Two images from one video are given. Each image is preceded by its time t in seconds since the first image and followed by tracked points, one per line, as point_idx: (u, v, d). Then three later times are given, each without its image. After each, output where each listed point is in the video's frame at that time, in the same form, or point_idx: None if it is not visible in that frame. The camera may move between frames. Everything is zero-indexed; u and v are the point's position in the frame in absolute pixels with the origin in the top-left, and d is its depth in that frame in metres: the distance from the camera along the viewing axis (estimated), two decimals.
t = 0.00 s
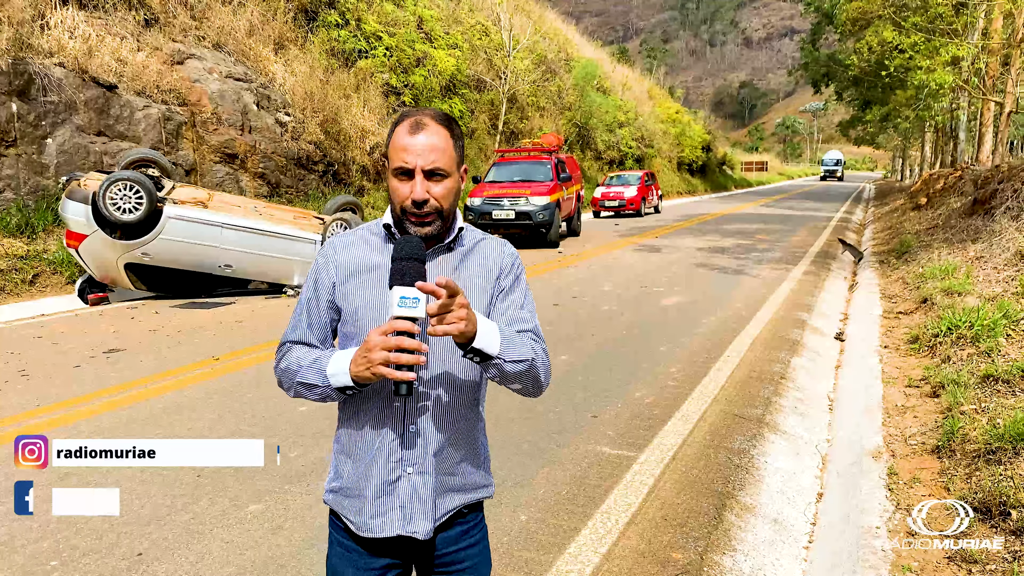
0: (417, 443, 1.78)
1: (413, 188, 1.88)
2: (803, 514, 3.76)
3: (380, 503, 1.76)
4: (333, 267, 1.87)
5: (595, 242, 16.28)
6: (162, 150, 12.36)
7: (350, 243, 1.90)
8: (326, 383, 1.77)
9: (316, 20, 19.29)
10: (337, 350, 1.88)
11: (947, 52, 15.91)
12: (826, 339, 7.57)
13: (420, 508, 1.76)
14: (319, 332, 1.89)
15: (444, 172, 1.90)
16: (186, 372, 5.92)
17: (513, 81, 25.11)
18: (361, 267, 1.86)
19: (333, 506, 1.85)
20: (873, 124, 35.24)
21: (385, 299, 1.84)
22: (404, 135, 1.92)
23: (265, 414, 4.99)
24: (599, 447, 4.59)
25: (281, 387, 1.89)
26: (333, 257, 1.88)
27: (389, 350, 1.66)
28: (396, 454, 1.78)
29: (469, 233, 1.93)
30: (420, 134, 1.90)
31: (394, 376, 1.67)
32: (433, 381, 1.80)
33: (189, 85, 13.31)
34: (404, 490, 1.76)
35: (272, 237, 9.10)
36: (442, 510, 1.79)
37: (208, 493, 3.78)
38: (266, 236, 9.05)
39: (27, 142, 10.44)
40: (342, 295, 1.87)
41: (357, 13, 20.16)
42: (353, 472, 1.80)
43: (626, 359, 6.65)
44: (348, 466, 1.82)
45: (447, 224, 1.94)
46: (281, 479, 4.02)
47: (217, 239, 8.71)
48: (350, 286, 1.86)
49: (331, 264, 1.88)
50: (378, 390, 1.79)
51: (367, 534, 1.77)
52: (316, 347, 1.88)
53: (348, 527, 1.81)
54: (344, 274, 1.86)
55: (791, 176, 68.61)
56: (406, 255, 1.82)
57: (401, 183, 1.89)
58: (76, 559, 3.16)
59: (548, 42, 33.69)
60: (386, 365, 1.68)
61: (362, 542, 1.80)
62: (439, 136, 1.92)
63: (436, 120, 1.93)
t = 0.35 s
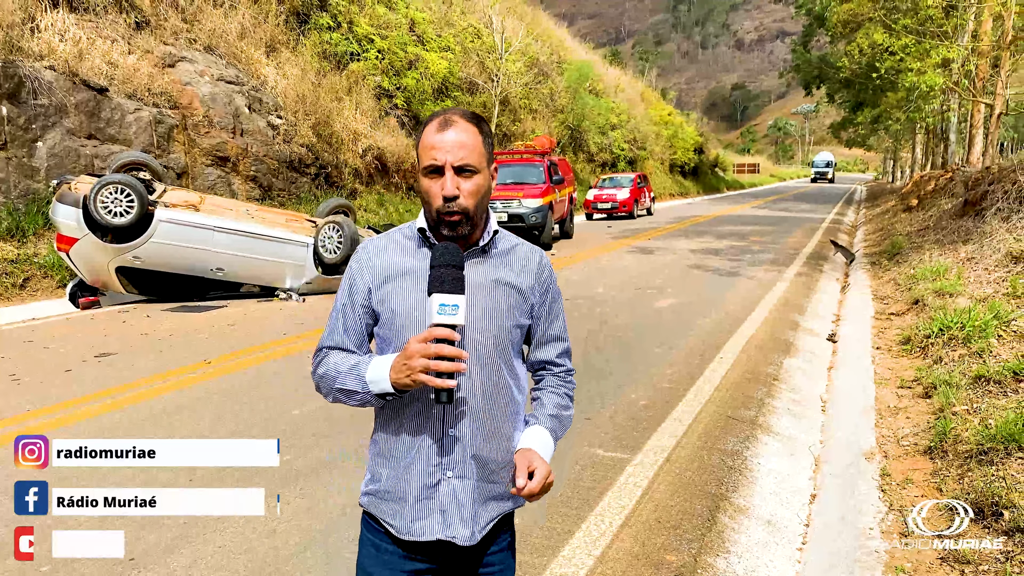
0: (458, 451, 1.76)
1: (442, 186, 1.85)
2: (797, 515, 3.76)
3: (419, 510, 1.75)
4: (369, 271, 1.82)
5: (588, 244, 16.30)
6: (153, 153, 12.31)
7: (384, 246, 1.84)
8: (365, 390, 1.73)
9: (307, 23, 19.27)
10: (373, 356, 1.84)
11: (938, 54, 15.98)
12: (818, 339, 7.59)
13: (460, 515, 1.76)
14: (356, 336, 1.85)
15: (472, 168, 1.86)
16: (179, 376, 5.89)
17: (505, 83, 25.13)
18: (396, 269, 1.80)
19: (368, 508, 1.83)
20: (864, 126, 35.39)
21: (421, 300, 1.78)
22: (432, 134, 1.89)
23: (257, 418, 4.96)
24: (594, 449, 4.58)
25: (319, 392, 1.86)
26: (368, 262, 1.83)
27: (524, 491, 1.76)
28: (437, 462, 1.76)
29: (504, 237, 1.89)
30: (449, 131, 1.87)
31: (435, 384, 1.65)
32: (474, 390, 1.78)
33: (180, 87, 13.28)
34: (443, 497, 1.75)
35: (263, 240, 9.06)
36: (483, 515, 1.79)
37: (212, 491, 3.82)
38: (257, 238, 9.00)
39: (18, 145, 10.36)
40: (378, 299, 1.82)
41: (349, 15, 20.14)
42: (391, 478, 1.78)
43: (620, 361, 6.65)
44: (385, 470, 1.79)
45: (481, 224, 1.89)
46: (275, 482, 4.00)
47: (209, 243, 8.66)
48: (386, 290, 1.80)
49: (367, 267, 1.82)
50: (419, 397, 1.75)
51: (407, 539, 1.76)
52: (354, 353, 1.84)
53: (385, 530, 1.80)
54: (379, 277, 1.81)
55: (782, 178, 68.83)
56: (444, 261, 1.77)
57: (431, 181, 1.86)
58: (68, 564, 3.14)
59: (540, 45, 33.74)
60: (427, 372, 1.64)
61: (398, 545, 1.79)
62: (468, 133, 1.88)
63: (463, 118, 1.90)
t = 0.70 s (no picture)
0: (502, 453, 1.77)
1: (476, 195, 1.84)
2: (794, 516, 3.76)
3: (467, 516, 1.74)
4: (399, 277, 1.79)
5: (584, 245, 16.31)
6: (148, 155, 12.28)
7: (413, 251, 1.82)
8: (401, 397, 1.69)
9: (303, 24, 19.24)
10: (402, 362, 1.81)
11: (932, 55, 16.02)
12: (814, 340, 7.59)
13: (508, 517, 1.77)
14: (381, 342, 1.82)
15: (507, 179, 1.86)
16: (174, 378, 5.87)
17: (501, 85, 25.13)
18: (429, 276, 1.78)
19: (405, 521, 1.79)
20: (859, 126, 35.46)
21: (456, 307, 1.77)
22: (467, 142, 1.87)
23: (253, 420, 4.94)
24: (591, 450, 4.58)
25: (343, 401, 1.82)
26: (399, 267, 1.79)
27: (582, 478, 1.83)
28: (481, 466, 1.76)
29: (528, 243, 1.94)
30: (485, 140, 1.86)
31: (479, 388, 1.62)
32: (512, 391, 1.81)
33: (175, 89, 13.26)
34: (489, 500, 1.76)
35: (259, 241, 9.03)
36: (528, 514, 1.81)
37: (207, 489, 3.84)
38: (253, 240, 8.97)
39: (12, 147, 10.34)
40: (408, 306, 1.79)
41: (345, 17, 20.13)
42: (431, 486, 1.76)
43: (617, 363, 6.64)
44: (422, 479, 1.77)
45: (507, 231, 1.91)
46: (271, 484, 3.99)
47: (204, 244, 8.63)
48: (417, 296, 1.78)
49: (396, 273, 1.79)
50: (461, 402, 1.74)
51: (455, 544, 1.74)
52: (380, 360, 1.81)
53: (427, 541, 1.76)
54: (411, 283, 1.78)
55: (778, 179, 69.02)
56: (484, 265, 1.75)
57: (464, 189, 1.84)
58: (62, 568, 3.14)
59: (536, 46, 33.76)
60: (471, 376, 1.61)
61: (443, 555, 1.76)
62: (502, 144, 1.88)
63: (497, 127, 1.90)
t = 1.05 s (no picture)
0: (507, 450, 1.76)
1: (483, 193, 1.83)
2: (792, 516, 3.77)
3: (470, 513, 1.74)
4: (406, 272, 1.80)
5: (583, 245, 16.28)
6: (147, 155, 12.27)
7: (421, 248, 1.82)
8: (407, 389, 1.70)
9: (301, 24, 19.21)
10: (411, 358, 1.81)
11: (931, 55, 16.02)
12: (812, 341, 7.60)
13: (512, 517, 1.75)
14: (391, 339, 1.83)
15: (512, 175, 1.84)
16: (173, 378, 5.86)
17: (499, 85, 25.12)
18: (437, 271, 1.78)
19: (411, 519, 1.79)
20: (858, 126, 35.46)
21: (462, 301, 1.77)
22: (470, 141, 1.86)
23: (252, 420, 4.94)
24: (590, 450, 4.57)
25: (353, 397, 1.83)
26: (407, 262, 1.81)
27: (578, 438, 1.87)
28: (484, 462, 1.75)
29: (539, 240, 1.91)
30: (488, 139, 1.84)
31: (482, 375, 1.62)
32: (518, 387, 1.79)
33: (174, 89, 13.25)
34: (493, 499, 1.75)
35: (258, 241, 9.02)
36: (532, 516, 1.79)
37: (207, 489, 3.83)
38: (252, 240, 8.96)
39: (11, 147, 10.34)
40: (416, 301, 1.79)
41: (343, 17, 20.10)
42: (436, 483, 1.76)
43: (616, 363, 6.63)
44: (428, 475, 1.78)
45: (516, 228, 1.89)
46: (269, 484, 3.99)
47: (203, 244, 8.62)
48: (424, 292, 1.78)
49: (405, 268, 1.80)
50: (463, 394, 1.75)
51: (459, 543, 1.74)
52: (389, 355, 1.81)
53: (431, 539, 1.76)
54: (418, 278, 1.79)
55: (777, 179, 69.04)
56: (488, 258, 1.75)
57: (470, 188, 1.84)
58: (61, 568, 3.15)
59: (534, 46, 33.74)
60: (473, 365, 1.62)
61: (446, 553, 1.76)
62: (507, 141, 1.87)
63: (500, 125, 1.88)
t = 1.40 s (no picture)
0: (501, 460, 1.76)
1: (484, 196, 1.81)
2: (793, 515, 3.77)
3: (462, 521, 1.74)
4: (409, 277, 1.80)
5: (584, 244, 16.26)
6: (147, 153, 12.27)
7: (424, 252, 1.82)
8: (404, 396, 1.71)
9: (302, 23, 19.18)
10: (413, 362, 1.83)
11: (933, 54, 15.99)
12: (814, 340, 7.58)
13: (503, 527, 1.75)
14: (395, 342, 1.84)
15: (514, 175, 1.83)
16: (173, 377, 5.86)
17: (500, 83, 25.10)
18: (438, 277, 1.78)
19: (406, 521, 1.81)
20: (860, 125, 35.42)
21: (462, 309, 1.77)
22: (470, 142, 1.85)
23: (251, 420, 4.94)
24: (590, 450, 4.56)
25: (356, 398, 1.85)
26: (409, 267, 1.81)
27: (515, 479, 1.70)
28: (478, 471, 1.75)
29: (543, 242, 1.88)
30: (487, 139, 1.83)
31: (475, 391, 1.61)
32: (514, 397, 1.78)
33: (174, 88, 13.25)
34: (486, 508, 1.75)
35: (259, 240, 9.01)
36: (526, 527, 1.78)
37: (207, 489, 3.83)
38: (253, 239, 8.96)
39: (11, 146, 10.34)
40: (419, 306, 1.80)
41: (344, 15, 20.07)
42: (430, 488, 1.77)
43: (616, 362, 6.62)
44: (424, 480, 1.79)
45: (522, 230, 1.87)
46: (269, 484, 3.99)
47: (204, 243, 8.61)
48: (424, 297, 1.79)
49: (407, 272, 1.81)
50: (460, 403, 1.75)
51: (449, 550, 1.75)
52: (392, 359, 1.83)
53: (424, 544, 1.78)
54: (420, 283, 1.79)
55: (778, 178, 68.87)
56: (488, 267, 1.73)
57: (471, 191, 1.82)
58: (61, 567, 3.15)
59: (535, 45, 33.71)
60: (467, 379, 1.61)
61: (437, 557, 1.77)
62: (507, 139, 1.85)
63: (498, 124, 1.86)
